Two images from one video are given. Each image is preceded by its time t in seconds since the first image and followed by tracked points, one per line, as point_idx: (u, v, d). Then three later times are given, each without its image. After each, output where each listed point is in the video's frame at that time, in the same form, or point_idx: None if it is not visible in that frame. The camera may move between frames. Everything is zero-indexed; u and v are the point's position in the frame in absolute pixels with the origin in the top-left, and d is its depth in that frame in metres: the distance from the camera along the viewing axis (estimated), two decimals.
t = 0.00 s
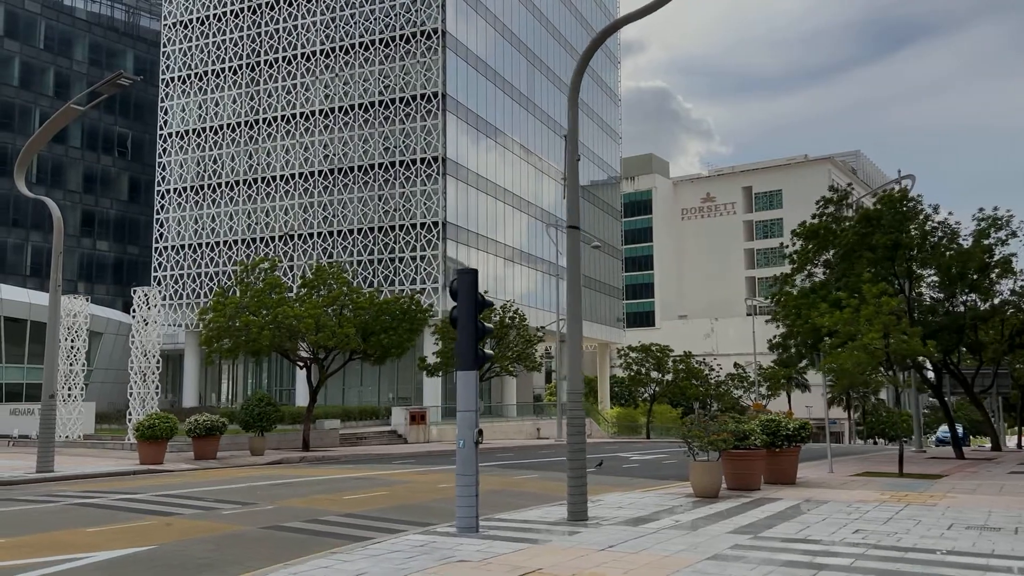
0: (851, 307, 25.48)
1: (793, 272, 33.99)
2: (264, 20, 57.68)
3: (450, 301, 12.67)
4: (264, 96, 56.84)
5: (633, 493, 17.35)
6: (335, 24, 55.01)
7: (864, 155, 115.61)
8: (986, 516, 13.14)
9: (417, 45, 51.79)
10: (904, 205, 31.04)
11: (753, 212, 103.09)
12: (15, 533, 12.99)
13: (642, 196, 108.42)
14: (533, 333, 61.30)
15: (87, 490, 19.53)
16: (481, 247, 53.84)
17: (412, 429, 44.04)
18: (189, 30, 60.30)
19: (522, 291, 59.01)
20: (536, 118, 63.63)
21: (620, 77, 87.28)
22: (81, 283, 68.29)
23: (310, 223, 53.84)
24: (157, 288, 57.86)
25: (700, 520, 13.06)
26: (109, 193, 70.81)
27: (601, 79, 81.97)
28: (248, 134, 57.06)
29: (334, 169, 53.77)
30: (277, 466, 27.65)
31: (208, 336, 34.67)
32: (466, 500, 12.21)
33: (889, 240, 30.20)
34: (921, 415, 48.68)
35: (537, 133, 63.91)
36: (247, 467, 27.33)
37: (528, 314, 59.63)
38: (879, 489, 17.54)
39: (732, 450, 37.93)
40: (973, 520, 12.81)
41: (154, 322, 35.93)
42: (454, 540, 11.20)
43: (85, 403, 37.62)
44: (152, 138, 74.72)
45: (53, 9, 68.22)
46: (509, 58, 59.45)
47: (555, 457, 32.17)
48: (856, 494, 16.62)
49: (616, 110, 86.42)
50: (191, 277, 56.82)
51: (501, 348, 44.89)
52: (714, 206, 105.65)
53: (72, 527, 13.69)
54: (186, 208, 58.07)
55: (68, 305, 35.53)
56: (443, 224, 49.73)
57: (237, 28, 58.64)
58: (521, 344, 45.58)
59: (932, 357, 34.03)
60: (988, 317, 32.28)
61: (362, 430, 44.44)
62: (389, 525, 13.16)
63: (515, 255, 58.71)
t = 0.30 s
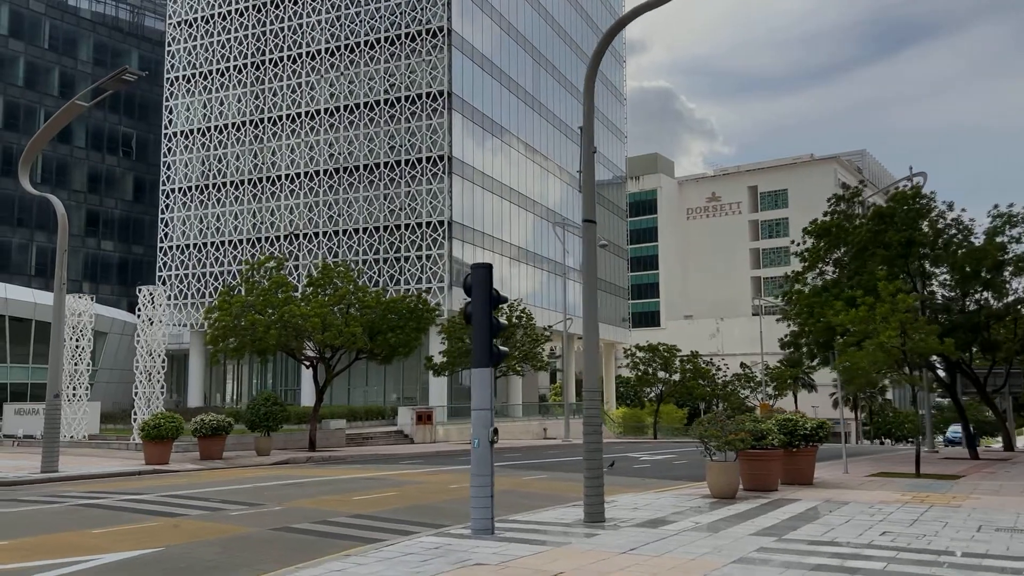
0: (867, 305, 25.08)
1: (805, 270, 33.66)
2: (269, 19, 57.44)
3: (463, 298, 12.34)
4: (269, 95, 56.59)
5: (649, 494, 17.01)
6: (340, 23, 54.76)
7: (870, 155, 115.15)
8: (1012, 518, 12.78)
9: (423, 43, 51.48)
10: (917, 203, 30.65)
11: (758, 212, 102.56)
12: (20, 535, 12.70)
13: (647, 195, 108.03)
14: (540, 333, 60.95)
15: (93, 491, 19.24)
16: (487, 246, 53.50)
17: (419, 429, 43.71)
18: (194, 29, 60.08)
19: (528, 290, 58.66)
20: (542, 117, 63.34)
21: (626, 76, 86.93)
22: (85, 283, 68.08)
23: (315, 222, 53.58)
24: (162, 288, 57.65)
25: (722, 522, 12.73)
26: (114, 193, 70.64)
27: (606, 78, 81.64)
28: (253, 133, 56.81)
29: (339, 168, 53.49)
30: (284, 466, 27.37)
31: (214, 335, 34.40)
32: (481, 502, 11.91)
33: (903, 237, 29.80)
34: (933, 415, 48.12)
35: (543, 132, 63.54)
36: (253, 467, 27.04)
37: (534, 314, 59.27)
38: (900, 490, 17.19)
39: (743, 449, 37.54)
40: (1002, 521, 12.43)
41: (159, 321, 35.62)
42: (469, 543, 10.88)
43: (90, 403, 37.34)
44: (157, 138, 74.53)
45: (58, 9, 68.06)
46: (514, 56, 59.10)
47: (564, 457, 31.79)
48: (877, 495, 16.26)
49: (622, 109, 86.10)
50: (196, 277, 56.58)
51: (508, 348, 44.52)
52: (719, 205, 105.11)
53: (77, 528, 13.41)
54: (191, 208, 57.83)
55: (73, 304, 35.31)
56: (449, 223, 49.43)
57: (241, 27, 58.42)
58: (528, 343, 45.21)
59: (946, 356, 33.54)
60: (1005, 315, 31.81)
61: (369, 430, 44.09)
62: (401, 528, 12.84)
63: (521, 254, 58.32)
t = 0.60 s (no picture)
0: (883, 305, 24.71)
1: (817, 269, 33.34)
2: (275, 18, 57.23)
3: (477, 298, 12.03)
4: (276, 95, 56.35)
5: (665, 498, 16.66)
6: (346, 22, 54.51)
7: (878, 154, 114.59)
8: None
9: (429, 42, 51.19)
10: (932, 201, 30.23)
11: (766, 212, 102.02)
12: (25, 540, 12.41)
13: (654, 195, 107.60)
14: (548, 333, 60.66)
15: (98, 493, 18.95)
16: (493, 246, 53.18)
17: (427, 430, 43.44)
18: (200, 29, 59.89)
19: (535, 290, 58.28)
20: (549, 116, 63.03)
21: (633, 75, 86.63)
22: (92, 283, 67.95)
23: (321, 222, 53.34)
24: (168, 288, 57.46)
25: (743, 527, 12.38)
26: (120, 193, 70.51)
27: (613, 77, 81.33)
28: (259, 133, 56.60)
29: (346, 168, 53.23)
30: (291, 468, 27.11)
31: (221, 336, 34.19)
32: (497, 507, 11.60)
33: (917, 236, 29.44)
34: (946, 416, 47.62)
35: (550, 131, 63.20)
36: (260, 469, 26.74)
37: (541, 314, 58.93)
38: (920, 493, 16.85)
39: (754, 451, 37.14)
40: None
41: (166, 321, 35.40)
42: (485, 550, 10.55)
43: (97, 404, 37.19)
44: (163, 138, 74.41)
45: (64, 9, 67.98)
46: (521, 56, 58.83)
47: (573, 459, 31.45)
48: (898, 499, 15.91)
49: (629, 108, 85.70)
50: (202, 277, 56.38)
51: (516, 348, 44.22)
52: (726, 205, 104.62)
53: (83, 533, 13.10)
54: (197, 208, 57.64)
55: (80, 304, 35.21)
56: (456, 223, 49.16)
57: (247, 27, 58.21)
58: (536, 343, 44.86)
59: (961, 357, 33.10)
60: None
61: (376, 431, 43.82)
62: (413, 533, 12.51)
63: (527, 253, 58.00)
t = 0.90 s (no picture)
0: (903, 303, 24.27)
1: (832, 267, 32.96)
2: (284, 17, 57.10)
3: (495, 294, 11.74)
4: (285, 94, 56.19)
5: (684, 498, 16.34)
6: (355, 21, 54.32)
7: (889, 153, 113.82)
8: None
9: (439, 40, 50.93)
10: (949, 197, 29.74)
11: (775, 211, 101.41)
12: (35, 541, 12.17)
13: (664, 194, 107.15)
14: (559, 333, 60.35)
15: (110, 493, 18.73)
16: (503, 245, 52.87)
17: (437, 430, 43.18)
18: (210, 28, 59.77)
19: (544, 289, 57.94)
20: (559, 115, 62.73)
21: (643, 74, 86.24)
22: (102, 283, 67.93)
23: (331, 221, 53.17)
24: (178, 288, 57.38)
25: (769, 529, 12.05)
26: (130, 194, 70.51)
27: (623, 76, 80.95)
28: (269, 132, 56.44)
29: (355, 167, 53.04)
30: (301, 468, 26.88)
31: (231, 335, 34.00)
32: (516, 508, 11.31)
33: (935, 233, 28.97)
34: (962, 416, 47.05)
35: (559, 130, 62.89)
36: (271, 469, 26.52)
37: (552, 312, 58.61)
38: (945, 493, 16.48)
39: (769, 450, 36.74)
40: None
41: (176, 321, 35.18)
42: (506, 552, 10.27)
43: (107, 404, 37.06)
44: (172, 139, 74.38)
45: (74, 10, 68.01)
46: (531, 54, 58.53)
47: (586, 459, 31.10)
48: (924, 499, 15.55)
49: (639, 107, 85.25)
50: (212, 277, 56.27)
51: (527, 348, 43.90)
52: (736, 204, 104.03)
53: (94, 533, 12.86)
54: (207, 208, 57.53)
55: (90, 304, 35.10)
56: (466, 222, 48.93)
57: (256, 26, 58.07)
58: (546, 343, 44.47)
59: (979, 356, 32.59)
60: None
61: (387, 431, 43.55)
62: (430, 534, 12.21)
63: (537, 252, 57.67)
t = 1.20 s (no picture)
0: (929, 301, 23.79)
1: (854, 265, 32.50)
2: (299, 17, 57.03)
3: (519, 292, 11.42)
4: (300, 94, 56.12)
5: (712, 501, 15.98)
6: (370, 20, 54.16)
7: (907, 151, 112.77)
8: None
9: (454, 39, 50.70)
10: (975, 194, 29.13)
11: (791, 210, 100.59)
12: (54, 544, 11.95)
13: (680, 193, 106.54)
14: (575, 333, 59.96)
15: (128, 495, 18.55)
16: (518, 244, 52.57)
17: (454, 430, 42.95)
18: (225, 29, 59.78)
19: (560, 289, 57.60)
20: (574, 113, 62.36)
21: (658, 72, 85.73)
22: (118, 285, 68.08)
23: (346, 221, 53.07)
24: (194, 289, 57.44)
25: (804, 534, 11.68)
26: (146, 195, 70.69)
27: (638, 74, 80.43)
28: (284, 133, 56.37)
29: (370, 167, 52.91)
30: (319, 468, 26.72)
31: (248, 335, 33.90)
32: (543, 512, 11.01)
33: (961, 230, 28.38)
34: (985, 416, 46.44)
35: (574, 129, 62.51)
36: (288, 469, 26.36)
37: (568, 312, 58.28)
38: (979, 496, 16.08)
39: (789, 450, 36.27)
40: None
41: (192, 322, 35.09)
42: (535, 558, 9.97)
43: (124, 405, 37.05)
44: (188, 140, 74.53)
45: (90, 12, 68.21)
46: (545, 52, 58.18)
47: (604, 460, 30.77)
48: (958, 503, 15.16)
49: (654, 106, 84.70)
50: (228, 277, 56.27)
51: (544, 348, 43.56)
52: (752, 203, 103.28)
53: (112, 536, 12.66)
54: (222, 208, 57.55)
55: (107, 305, 35.10)
56: (482, 221, 48.69)
57: (271, 26, 58.02)
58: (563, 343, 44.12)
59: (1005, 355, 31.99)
60: None
61: (403, 431, 43.37)
62: (454, 539, 11.91)
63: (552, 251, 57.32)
